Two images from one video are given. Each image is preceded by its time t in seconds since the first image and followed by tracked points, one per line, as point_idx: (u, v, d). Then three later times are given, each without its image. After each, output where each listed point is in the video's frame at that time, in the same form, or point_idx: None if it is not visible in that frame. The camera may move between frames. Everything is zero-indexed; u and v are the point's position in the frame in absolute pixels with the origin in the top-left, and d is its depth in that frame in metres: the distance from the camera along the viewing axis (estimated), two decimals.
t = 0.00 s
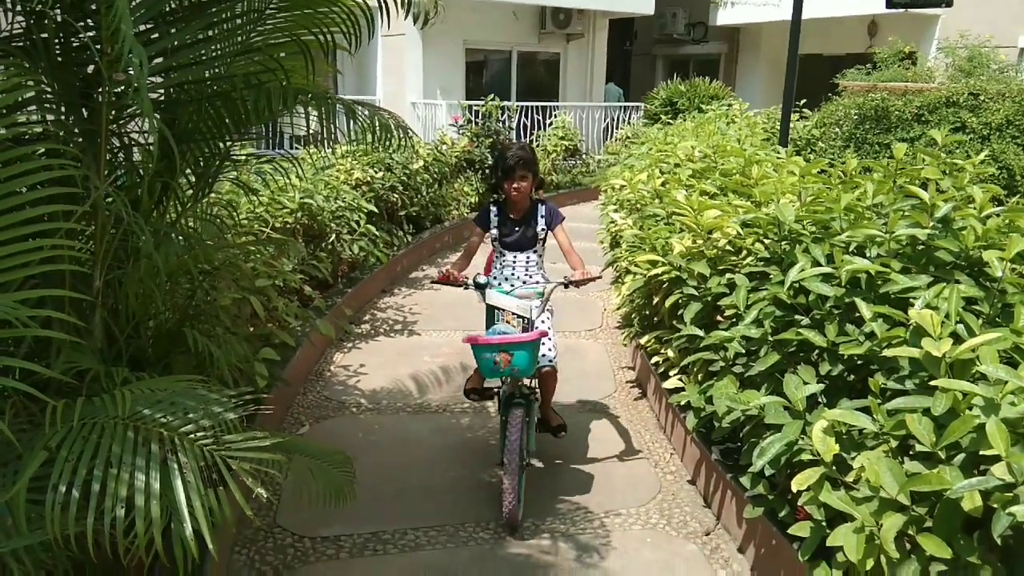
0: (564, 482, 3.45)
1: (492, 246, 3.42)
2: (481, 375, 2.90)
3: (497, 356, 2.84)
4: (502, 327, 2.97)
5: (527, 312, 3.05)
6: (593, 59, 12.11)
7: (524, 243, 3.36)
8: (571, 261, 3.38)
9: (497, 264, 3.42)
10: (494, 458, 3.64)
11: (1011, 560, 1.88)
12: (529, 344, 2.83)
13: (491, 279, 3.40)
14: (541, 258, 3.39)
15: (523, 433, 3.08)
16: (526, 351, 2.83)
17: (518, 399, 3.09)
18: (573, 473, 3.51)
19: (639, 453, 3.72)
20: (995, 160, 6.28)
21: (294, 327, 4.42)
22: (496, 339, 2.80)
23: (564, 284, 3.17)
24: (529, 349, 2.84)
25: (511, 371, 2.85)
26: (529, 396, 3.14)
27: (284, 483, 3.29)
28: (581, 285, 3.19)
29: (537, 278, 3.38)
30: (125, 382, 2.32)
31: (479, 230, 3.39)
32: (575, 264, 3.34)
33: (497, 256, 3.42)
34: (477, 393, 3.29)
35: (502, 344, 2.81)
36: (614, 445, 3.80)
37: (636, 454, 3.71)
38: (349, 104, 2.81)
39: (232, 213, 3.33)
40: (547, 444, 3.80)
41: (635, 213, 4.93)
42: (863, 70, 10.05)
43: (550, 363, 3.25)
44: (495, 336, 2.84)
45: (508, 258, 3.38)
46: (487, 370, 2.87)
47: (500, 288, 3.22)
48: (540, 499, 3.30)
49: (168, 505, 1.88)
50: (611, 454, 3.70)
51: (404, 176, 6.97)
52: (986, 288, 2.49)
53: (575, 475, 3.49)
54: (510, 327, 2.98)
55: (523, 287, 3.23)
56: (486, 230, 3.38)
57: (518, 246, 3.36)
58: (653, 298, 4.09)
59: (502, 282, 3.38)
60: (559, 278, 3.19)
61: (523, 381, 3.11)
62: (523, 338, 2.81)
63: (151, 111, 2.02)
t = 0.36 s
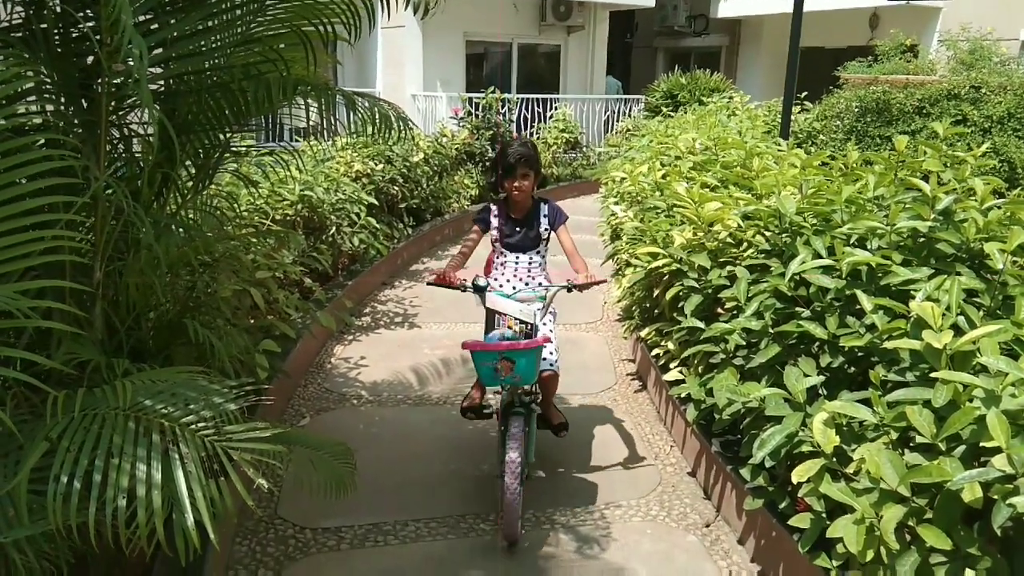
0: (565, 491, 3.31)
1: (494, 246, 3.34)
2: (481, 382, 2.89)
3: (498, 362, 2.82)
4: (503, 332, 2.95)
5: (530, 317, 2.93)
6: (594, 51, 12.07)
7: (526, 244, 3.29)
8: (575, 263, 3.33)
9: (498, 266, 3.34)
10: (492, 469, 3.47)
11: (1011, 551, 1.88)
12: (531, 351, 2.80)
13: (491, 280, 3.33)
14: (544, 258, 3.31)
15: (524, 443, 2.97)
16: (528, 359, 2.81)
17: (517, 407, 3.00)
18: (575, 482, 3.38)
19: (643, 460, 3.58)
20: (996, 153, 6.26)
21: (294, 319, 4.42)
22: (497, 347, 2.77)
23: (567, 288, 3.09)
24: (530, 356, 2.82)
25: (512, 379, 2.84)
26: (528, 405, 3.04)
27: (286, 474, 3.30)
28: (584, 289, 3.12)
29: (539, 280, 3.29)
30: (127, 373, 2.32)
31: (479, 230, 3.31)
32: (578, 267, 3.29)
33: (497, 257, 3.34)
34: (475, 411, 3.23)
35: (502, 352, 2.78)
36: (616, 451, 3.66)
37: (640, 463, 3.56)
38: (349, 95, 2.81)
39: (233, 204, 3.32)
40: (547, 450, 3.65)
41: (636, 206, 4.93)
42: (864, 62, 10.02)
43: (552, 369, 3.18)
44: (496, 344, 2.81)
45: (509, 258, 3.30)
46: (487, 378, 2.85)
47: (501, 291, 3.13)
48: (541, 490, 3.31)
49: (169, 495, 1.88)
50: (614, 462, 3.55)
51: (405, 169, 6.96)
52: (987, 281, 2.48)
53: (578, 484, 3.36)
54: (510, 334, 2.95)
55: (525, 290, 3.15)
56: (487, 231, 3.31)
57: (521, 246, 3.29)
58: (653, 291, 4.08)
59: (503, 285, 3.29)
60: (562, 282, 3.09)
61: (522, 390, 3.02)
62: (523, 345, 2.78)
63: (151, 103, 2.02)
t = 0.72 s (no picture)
0: (568, 493, 3.23)
1: (494, 249, 3.19)
2: (485, 392, 2.77)
3: (503, 371, 2.70)
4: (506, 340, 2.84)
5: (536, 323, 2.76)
6: (595, 43, 12.04)
7: (529, 246, 3.13)
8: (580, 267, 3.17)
9: (498, 268, 3.19)
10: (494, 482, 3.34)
11: (1011, 542, 1.88)
12: (538, 359, 2.69)
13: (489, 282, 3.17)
14: (548, 261, 3.16)
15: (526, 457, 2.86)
16: (535, 368, 2.70)
17: (520, 415, 2.90)
18: (580, 491, 3.25)
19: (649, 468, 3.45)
20: (998, 145, 6.24)
21: (295, 312, 4.42)
22: (503, 354, 2.66)
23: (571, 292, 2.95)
24: (537, 364, 2.70)
25: (518, 389, 2.73)
26: (532, 414, 2.93)
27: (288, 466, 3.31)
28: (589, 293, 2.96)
29: (542, 283, 3.14)
30: (128, 365, 2.32)
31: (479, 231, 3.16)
32: (583, 270, 3.13)
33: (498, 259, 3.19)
34: (473, 433, 3.17)
35: (509, 360, 2.67)
36: (621, 460, 3.52)
37: (646, 470, 3.43)
38: (349, 87, 2.79)
39: (234, 197, 3.32)
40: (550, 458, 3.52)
41: (637, 198, 4.93)
42: (865, 55, 9.99)
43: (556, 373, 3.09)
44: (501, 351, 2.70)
45: (511, 261, 3.15)
46: (491, 387, 2.74)
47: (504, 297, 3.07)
48: (542, 482, 3.32)
49: (171, 487, 1.88)
50: (620, 472, 3.41)
51: (406, 161, 6.96)
52: (989, 272, 2.47)
53: (583, 494, 3.23)
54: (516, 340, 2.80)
55: (528, 294, 3.10)
56: (487, 232, 3.16)
57: (523, 249, 3.14)
58: (654, 284, 4.08)
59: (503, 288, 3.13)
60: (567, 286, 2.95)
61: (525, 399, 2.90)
62: (530, 353, 2.66)
63: (152, 95, 2.02)
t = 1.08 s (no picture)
0: (569, 484, 3.24)
1: (493, 248, 3.07)
2: (487, 403, 2.56)
3: (507, 380, 2.50)
4: (511, 347, 2.63)
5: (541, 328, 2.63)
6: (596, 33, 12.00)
7: (530, 245, 3.01)
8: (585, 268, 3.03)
9: (498, 269, 3.06)
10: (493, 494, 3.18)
11: (1011, 532, 1.88)
12: (545, 367, 2.50)
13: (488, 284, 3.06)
14: (549, 261, 3.05)
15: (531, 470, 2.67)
16: (542, 377, 2.51)
17: (523, 425, 2.70)
18: (586, 503, 3.09)
19: (656, 478, 3.31)
20: (1001, 136, 6.21)
21: (295, 303, 4.41)
22: (509, 362, 2.47)
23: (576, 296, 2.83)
24: (544, 372, 2.52)
25: (523, 400, 2.53)
26: (535, 425, 2.72)
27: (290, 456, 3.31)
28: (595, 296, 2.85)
29: (545, 284, 3.02)
30: (129, 356, 2.33)
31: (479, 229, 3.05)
32: (587, 271, 3.00)
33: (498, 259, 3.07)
34: (472, 459, 3.03)
35: (514, 368, 2.48)
36: (625, 461, 3.43)
37: (654, 480, 3.29)
38: (349, 77, 2.77)
39: (234, 187, 3.31)
40: (554, 468, 3.36)
41: (637, 189, 4.92)
42: (867, 46, 9.96)
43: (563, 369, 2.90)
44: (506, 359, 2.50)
45: (511, 261, 3.02)
46: (493, 398, 2.53)
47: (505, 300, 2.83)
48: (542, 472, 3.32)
49: (172, 477, 1.88)
50: (626, 482, 3.27)
51: (406, 152, 6.94)
52: (990, 263, 2.46)
53: (589, 506, 3.07)
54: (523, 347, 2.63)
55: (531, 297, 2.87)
56: (486, 230, 3.04)
57: (524, 248, 3.02)
58: (655, 275, 4.08)
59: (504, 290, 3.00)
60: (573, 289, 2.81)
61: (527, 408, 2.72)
62: (537, 361, 2.48)
63: (152, 85, 2.01)
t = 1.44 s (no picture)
0: (569, 473, 3.24)
1: (493, 248, 2.93)
2: (485, 413, 2.40)
3: (504, 390, 2.33)
4: (513, 355, 2.48)
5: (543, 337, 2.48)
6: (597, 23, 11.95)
7: (531, 246, 2.89)
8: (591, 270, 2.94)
9: (498, 270, 2.93)
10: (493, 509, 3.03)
11: (1011, 520, 1.88)
12: (543, 377, 2.31)
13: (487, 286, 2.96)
14: (552, 261, 2.92)
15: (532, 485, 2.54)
16: (540, 388, 2.32)
17: (525, 437, 2.55)
18: (591, 517, 2.94)
19: (664, 488, 3.16)
20: (1003, 127, 6.18)
21: (296, 294, 4.41)
22: (503, 372, 2.30)
23: (582, 300, 2.69)
24: (543, 383, 2.33)
25: (521, 411, 2.35)
26: (537, 437, 2.58)
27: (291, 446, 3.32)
28: (601, 301, 2.71)
29: (546, 286, 2.90)
30: (130, 345, 2.33)
31: (476, 229, 2.91)
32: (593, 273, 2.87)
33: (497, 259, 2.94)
34: (472, 480, 2.94)
35: (510, 378, 2.30)
36: (626, 452, 3.43)
37: (661, 491, 3.14)
38: (350, 66, 2.74)
39: (234, 177, 3.31)
40: (557, 479, 3.20)
41: (638, 179, 4.91)
42: (870, 36, 9.91)
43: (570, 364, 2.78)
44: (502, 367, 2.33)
45: (512, 262, 2.89)
46: (490, 408, 2.37)
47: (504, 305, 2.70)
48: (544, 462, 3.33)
49: (173, 466, 1.89)
50: (633, 492, 3.12)
51: (406, 143, 6.93)
52: (992, 253, 2.45)
53: (595, 520, 2.92)
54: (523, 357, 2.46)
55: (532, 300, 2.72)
56: (485, 229, 2.90)
57: (526, 249, 2.88)
58: (656, 266, 4.07)
59: (504, 293, 2.89)
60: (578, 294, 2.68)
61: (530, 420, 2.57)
62: (534, 371, 2.29)
63: (152, 73, 2.00)
